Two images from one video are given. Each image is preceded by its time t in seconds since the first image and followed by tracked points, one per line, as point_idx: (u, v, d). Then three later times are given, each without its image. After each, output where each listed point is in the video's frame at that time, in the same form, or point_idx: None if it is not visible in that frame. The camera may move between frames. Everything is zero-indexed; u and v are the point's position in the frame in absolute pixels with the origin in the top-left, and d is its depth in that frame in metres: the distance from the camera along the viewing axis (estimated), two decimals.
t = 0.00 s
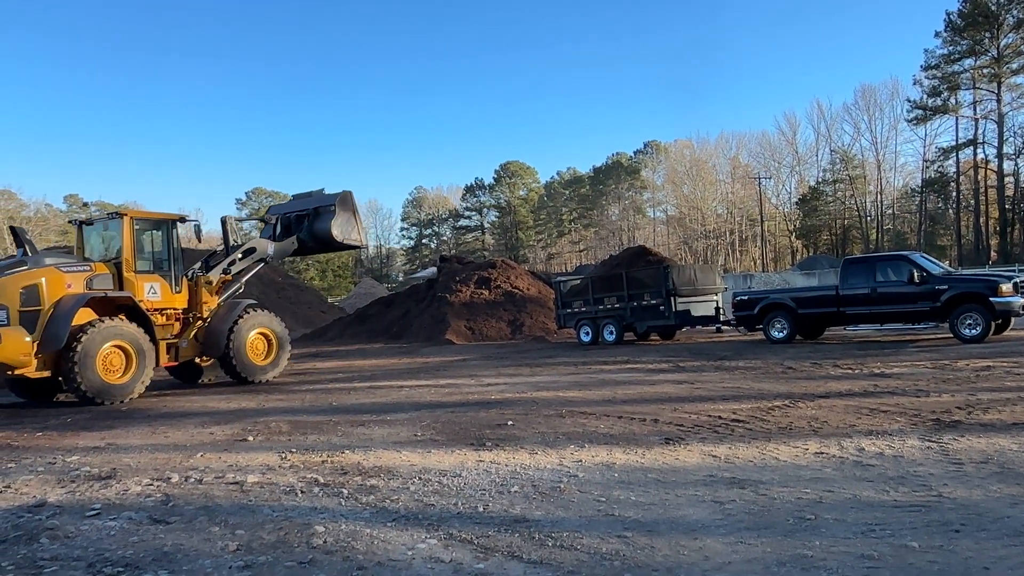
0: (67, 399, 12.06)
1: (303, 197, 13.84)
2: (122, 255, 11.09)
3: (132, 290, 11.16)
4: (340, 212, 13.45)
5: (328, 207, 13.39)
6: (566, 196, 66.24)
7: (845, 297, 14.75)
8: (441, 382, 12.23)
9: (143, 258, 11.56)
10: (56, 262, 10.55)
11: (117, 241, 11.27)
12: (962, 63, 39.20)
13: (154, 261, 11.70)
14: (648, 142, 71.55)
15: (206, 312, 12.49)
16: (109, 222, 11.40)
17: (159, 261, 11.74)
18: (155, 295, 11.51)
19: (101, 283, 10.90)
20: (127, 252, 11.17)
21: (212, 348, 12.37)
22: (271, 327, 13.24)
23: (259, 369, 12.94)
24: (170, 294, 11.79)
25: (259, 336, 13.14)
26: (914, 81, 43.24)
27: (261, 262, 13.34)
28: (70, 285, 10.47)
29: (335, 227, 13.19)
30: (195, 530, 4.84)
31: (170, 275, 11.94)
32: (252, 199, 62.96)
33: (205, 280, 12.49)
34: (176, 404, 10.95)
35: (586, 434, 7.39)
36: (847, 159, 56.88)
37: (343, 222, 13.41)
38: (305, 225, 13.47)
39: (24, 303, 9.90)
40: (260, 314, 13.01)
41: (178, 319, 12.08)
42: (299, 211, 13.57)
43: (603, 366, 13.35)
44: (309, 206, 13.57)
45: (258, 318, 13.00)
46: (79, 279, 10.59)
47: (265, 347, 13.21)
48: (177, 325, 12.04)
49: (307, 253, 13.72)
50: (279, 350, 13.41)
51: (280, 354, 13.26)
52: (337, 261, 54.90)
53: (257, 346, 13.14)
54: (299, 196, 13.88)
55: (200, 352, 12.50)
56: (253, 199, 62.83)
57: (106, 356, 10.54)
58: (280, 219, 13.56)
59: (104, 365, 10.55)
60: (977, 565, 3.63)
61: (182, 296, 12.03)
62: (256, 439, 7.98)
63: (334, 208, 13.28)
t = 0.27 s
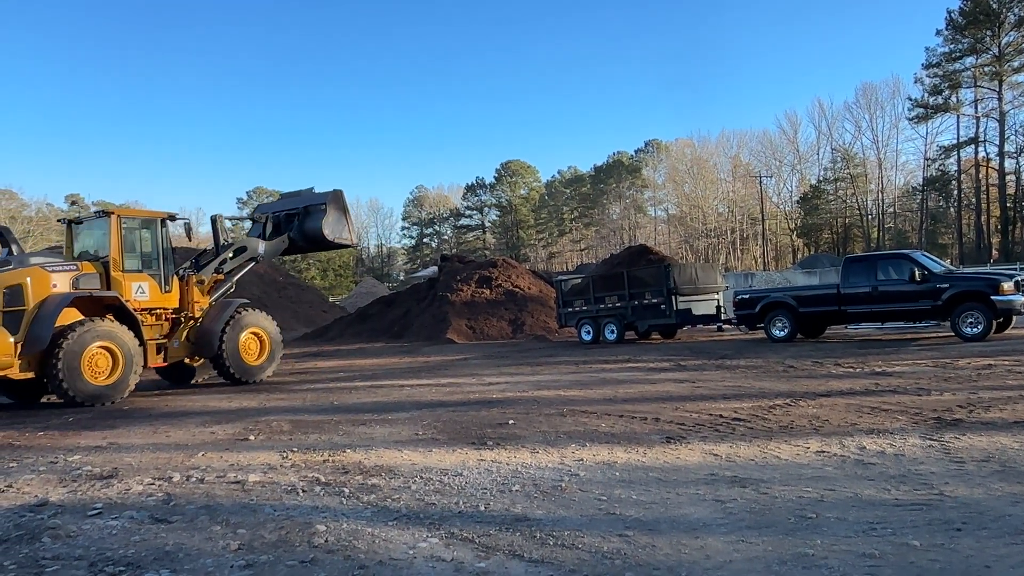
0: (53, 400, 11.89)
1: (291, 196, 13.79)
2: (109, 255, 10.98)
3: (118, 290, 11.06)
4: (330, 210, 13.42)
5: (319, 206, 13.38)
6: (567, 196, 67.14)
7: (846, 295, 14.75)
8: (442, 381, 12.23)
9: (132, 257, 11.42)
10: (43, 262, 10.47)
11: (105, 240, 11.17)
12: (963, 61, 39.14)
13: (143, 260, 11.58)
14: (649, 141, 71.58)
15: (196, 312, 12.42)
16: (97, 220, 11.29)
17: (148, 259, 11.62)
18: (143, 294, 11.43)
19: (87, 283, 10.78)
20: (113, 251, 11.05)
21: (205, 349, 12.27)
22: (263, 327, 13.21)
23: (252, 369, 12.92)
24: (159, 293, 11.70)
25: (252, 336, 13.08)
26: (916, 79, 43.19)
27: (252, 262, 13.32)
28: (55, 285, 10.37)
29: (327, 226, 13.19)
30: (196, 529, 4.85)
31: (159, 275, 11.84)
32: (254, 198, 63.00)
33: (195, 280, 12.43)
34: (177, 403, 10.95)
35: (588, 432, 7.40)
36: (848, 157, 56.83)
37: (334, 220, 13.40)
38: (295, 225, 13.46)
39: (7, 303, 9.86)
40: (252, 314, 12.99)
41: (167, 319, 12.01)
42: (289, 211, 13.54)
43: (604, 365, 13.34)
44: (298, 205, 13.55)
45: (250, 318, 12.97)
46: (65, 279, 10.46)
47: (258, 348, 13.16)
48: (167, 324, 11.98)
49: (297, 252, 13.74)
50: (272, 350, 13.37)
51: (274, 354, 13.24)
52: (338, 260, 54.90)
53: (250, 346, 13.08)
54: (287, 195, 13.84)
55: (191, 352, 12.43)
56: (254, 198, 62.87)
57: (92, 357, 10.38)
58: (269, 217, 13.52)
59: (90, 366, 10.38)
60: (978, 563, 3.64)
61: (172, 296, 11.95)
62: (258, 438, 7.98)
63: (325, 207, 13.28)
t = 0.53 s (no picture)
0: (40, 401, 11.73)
1: (282, 196, 13.77)
2: (98, 253, 10.89)
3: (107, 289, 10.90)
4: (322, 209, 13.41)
5: (310, 206, 13.37)
6: (567, 195, 67.58)
7: (847, 294, 14.74)
8: (443, 380, 12.23)
9: (122, 256, 11.28)
10: (29, 262, 10.38)
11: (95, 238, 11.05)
12: (964, 59, 39.10)
13: (133, 258, 11.43)
14: (650, 139, 71.63)
15: (192, 311, 12.32)
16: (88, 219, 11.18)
17: (138, 258, 11.46)
18: (133, 294, 11.23)
19: (76, 283, 10.66)
20: (101, 249, 10.92)
21: (199, 350, 12.28)
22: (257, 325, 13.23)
23: (248, 369, 12.95)
24: (150, 292, 11.52)
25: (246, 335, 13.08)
26: (916, 77, 43.15)
27: (245, 262, 13.26)
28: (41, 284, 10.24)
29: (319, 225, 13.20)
30: (197, 528, 4.85)
31: (151, 274, 11.66)
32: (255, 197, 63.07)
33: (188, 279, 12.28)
34: (177, 402, 10.95)
35: (589, 431, 7.40)
36: (849, 156, 56.81)
37: (327, 219, 13.39)
38: (286, 223, 13.43)
39: None
40: (243, 313, 13.02)
41: (158, 318, 11.85)
42: (280, 209, 13.52)
43: (605, 363, 13.33)
44: (289, 204, 13.54)
45: (242, 317, 13.00)
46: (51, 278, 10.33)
47: (252, 347, 13.17)
48: (158, 324, 11.81)
49: (288, 251, 13.71)
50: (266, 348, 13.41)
51: (268, 352, 13.29)
52: (339, 259, 54.91)
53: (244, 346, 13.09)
54: (278, 195, 13.81)
55: (185, 352, 12.28)
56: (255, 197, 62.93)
57: (79, 358, 10.33)
58: (260, 217, 13.46)
59: (77, 367, 10.34)
60: (979, 561, 3.64)
61: (165, 295, 11.77)
62: (259, 437, 7.99)
63: (317, 207, 13.28)
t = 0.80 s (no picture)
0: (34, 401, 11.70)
1: (276, 194, 13.78)
2: (89, 252, 10.86)
3: (98, 288, 10.87)
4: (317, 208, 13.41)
5: (304, 204, 13.38)
6: (567, 193, 67.32)
7: (848, 292, 14.73)
8: (443, 379, 12.22)
9: (114, 255, 11.26)
10: (18, 262, 10.34)
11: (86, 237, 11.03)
12: (965, 57, 39.05)
13: (125, 257, 11.40)
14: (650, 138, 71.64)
15: (188, 310, 12.29)
16: (80, 218, 11.17)
17: (130, 257, 11.44)
18: (123, 293, 11.19)
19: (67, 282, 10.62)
20: (92, 248, 10.89)
21: (195, 349, 12.18)
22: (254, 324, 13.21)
23: (245, 368, 12.94)
24: (142, 291, 11.47)
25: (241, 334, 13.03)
26: (917, 75, 43.09)
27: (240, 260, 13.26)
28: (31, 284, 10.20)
29: (314, 224, 13.19)
30: (198, 527, 4.85)
31: (144, 273, 11.63)
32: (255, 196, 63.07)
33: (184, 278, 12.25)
34: (177, 401, 10.95)
35: (590, 429, 7.41)
36: (849, 154, 56.76)
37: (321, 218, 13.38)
38: (280, 222, 13.44)
39: None
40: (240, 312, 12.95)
41: (151, 318, 11.80)
42: (273, 208, 13.51)
43: (605, 362, 13.32)
44: (282, 203, 13.54)
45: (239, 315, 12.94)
46: (42, 277, 10.30)
47: (248, 346, 13.14)
48: (150, 323, 11.76)
49: (282, 250, 13.72)
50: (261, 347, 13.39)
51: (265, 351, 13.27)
52: (339, 258, 54.92)
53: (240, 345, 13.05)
54: (272, 193, 13.82)
55: (180, 352, 12.23)
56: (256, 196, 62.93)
57: (68, 358, 10.25)
58: (253, 215, 13.45)
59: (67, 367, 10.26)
60: (980, 559, 3.64)
61: (158, 294, 11.74)
62: (260, 436, 8.00)
63: (312, 205, 13.28)
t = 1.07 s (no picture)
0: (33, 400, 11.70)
1: (272, 193, 13.77)
2: (87, 251, 10.85)
3: (96, 288, 10.87)
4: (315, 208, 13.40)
5: (302, 203, 13.37)
6: (569, 191, 66.33)
7: (849, 290, 14.72)
8: (444, 378, 12.22)
9: (113, 254, 11.24)
10: (13, 262, 10.35)
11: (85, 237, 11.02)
12: (966, 55, 39.01)
13: (124, 256, 11.39)
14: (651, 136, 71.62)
15: (189, 310, 12.30)
16: (78, 217, 11.16)
17: (129, 256, 11.42)
18: (122, 293, 11.18)
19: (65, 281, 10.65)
20: (90, 248, 10.88)
21: (197, 349, 12.17)
22: (254, 323, 13.24)
23: (245, 368, 12.97)
24: (142, 291, 11.46)
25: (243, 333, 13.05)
26: (917, 73, 43.06)
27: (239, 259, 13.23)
28: (28, 284, 10.25)
29: (312, 223, 13.20)
30: (199, 526, 4.86)
31: (144, 272, 11.61)
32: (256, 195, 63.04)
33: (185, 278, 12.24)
34: (178, 399, 10.97)
35: (591, 428, 7.41)
36: (850, 152, 56.73)
37: (319, 217, 13.37)
38: (278, 221, 13.43)
39: None
40: (242, 312, 12.95)
41: (151, 317, 11.79)
42: (271, 207, 13.50)
43: (606, 360, 13.31)
44: (280, 201, 13.54)
45: (240, 314, 12.95)
46: (38, 276, 10.34)
47: (250, 345, 13.16)
48: (149, 322, 11.74)
49: (280, 249, 13.71)
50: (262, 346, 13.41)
51: (266, 350, 13.31)
52: (340, 256, 54.91)
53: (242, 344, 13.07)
54: (268, 193, 13.81)
55: (180, 351, 12.23)
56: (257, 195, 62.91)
57: (65, 359, 10.24)
58: (251, 214, 13.43)
59: (63, 367, 10.25)
60: (981, 557, 3.64)
61: (159, 293, 11.72)
62: (261, 435, 8.01)
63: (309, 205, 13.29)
